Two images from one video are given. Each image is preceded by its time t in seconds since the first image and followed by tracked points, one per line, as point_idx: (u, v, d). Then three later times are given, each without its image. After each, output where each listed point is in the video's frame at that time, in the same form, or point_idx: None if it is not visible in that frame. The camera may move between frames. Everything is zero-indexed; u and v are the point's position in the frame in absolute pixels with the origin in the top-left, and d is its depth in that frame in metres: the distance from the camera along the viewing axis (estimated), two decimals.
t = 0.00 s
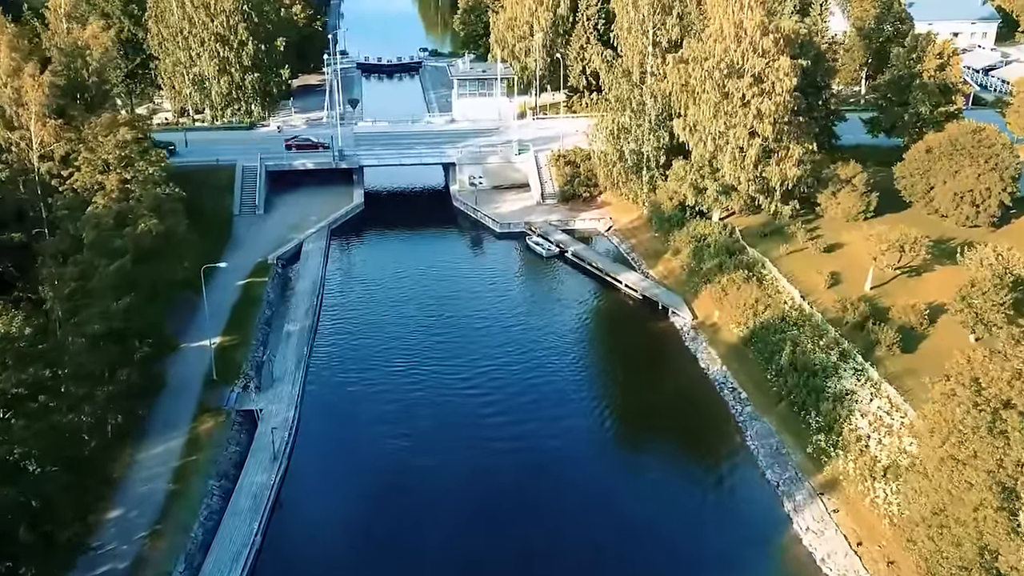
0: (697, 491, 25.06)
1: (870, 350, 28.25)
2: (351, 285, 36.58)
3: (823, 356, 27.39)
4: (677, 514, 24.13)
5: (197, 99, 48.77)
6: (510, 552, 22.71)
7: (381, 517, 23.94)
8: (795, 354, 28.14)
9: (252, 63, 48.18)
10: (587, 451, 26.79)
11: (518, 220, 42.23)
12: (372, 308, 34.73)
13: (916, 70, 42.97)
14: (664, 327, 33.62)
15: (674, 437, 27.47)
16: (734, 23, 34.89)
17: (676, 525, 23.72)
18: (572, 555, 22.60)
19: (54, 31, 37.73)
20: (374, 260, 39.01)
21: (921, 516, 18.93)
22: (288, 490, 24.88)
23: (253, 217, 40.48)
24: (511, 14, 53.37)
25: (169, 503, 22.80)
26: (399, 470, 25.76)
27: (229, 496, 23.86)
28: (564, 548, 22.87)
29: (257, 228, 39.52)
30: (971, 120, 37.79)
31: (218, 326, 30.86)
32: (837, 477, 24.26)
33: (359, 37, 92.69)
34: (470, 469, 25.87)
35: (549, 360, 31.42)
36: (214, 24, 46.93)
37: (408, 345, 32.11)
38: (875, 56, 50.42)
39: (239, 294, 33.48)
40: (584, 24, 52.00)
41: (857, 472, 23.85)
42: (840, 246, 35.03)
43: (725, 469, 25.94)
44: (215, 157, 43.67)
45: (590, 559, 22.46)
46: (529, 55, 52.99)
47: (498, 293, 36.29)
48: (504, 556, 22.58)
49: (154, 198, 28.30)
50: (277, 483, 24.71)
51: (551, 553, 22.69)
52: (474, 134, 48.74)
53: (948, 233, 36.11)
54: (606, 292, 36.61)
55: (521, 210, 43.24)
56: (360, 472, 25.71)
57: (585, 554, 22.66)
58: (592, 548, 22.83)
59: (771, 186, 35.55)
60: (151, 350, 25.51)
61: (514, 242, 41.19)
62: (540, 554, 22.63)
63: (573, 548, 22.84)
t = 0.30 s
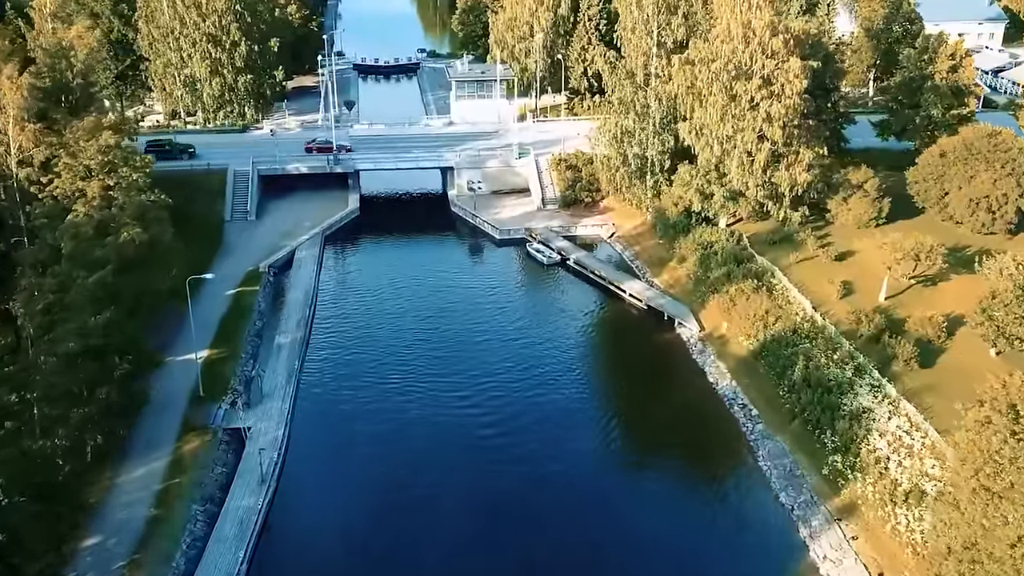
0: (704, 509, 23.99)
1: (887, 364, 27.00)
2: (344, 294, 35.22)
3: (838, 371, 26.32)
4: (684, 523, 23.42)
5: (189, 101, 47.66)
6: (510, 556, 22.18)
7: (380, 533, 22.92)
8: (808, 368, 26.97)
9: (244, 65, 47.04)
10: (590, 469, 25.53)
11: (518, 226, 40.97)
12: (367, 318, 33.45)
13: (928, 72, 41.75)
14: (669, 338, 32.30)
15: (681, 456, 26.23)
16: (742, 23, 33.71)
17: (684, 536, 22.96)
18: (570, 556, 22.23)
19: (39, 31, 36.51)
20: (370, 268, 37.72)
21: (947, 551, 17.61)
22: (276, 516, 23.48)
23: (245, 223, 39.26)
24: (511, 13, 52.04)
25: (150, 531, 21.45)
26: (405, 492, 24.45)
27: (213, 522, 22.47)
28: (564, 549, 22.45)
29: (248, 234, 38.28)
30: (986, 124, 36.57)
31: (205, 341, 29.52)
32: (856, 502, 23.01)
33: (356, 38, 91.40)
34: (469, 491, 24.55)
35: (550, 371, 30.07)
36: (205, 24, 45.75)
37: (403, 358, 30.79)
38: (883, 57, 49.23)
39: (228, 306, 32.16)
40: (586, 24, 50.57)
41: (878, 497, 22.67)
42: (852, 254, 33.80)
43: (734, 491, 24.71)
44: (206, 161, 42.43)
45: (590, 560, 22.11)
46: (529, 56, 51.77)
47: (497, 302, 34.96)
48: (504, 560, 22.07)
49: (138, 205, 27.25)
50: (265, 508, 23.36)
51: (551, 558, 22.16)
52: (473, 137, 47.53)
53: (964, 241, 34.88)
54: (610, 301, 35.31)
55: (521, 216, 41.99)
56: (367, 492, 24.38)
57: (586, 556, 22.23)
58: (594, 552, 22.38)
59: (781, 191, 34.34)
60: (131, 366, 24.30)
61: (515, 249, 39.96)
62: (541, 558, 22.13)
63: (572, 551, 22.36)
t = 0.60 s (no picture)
0: (712, 537, 22.76)
1: (905, 386, 25.77)
2: (338, 307, 33.94)
3: (854, 394, 25.12)
4: (689, 549, 22.29)
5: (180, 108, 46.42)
6: (505, 570, 21.44)
7: (369, 559, 21.76)
8: (823, 390, 25.72)
9: (237, 71, 45.85)
10: (593, 494, 24.25)
11: (518, 238, 39.74)
12: (361, 333, 32.19)
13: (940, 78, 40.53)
14: (675, 356, 31.00)
15: (689, 482, 24.94)
16: (751, 28, 32.48)
17: (687, 560, 21.95)
18: (564, 567, 21.56)
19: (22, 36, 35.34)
20: (365, 280, 36.49)
21: None
22: (262, 547, 22.17)
23: (236, 234, 38.08)
24: (511, 18, 50.75)
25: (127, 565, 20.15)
26: (398, 518, 23.21)
27: (197, 554, 21.16)
28: (558, 559, 21.82)
29: (239, 246, 37.08)
30: (1002, 132, 35.32)
31: (193, 361, 28.31)
32: (876, 533, 21.76)
33: (353, 44, 90.21)
34: (466, 518, 23.27)
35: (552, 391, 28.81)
36: (197, 29, 44.73)
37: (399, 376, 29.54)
38: (892, 63, 48.05)
39: (216, 322, 30.93)
40: (587, 29, 49.45)
41: (899, 529, 21.49)
42: (864, 267, 32.59)
43: (746, 520, 23.42)
44: (197, 169, 41.19)
45: (582, 570, 21.50)
46: (529, 62, 50.60)
47: (496, 316, 33.66)
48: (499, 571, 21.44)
49: (120, 220, 25.94)
50: (252, 538, 22.08)
51: (544, 570, 21.47)
52: (472, 145, 46.35)
53: (980, 254, 33.63)
54: (613, 316, 34.05)
55: (521, 227, 40.79)
56: (359, 519, 23.16)
57: (580, 567, 21.58)
58: (588, 562, 21.73)
59: (790, 202, 33.14)
60: (112, 390, 23.13)
61: (515, 261, 38.75)
62: (534, 570, 21.44)
63: (565, 561, 21.77)
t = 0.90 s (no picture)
0: (722, 567, 21.48)
1: (924, 410, 24.47)
2: (330, 324, 32.68)
3: (871, 418, 23.85)
4: None
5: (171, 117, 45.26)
6: None
7: None
8: (838, 414, 24.45)
9: (229, 79, 44.58)
10: (596, 520, 22.94)
11: (518, 251, 38.53)
12: (354, 349, 30.87)
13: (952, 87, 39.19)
14: (682, 376, 29.71)
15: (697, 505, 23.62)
16: (759, 35, 31.25)
17: None
18: None
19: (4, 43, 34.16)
20: (359, 295, 35.25)
21: None
22: None
23: (226, 248, 36.88)
24: (511, 25, 49.59)
25: None
26: (390, 548, 21.86)
27: None
28: None
29: (229, 260, 35.87)
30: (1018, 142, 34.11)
31: (177, 383, 27.07)
32: (899, 570, 20.56)
33: (350, 51, 89.13)
34: (462, 547, 21.91)
35: (553, 410, 27.51)
36: (188, 37, 43.59)
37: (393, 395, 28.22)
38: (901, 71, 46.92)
39: (204, 341, 29.66)
40: (587, 35, 48.41)
41: (924, 566, 20.23)
42: (877, 283, 31.35)
43: (756, 549, 22.14)
44: (187, 180, 39.99)
45: None
46: (528, 70, 49.46)
47: (495, 332, 32.36)
48: None
49: (100, 235, 24.73)
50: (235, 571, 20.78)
51: None
52: (470, 155, 45.20)
53: (997, 268, 32.39)
54: (616, 332, 32.76)
55: (521, 240, 39.54)
56: (349, 548, 21.78)
57: None
58: None
59: (800, 215, 31.94)
60: (87, 416, 21.88)
61: (514, 275, 37.52)
62: None
63: None
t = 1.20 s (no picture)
0: None
1: (946, 436, 23.19)
2: (323, 340, 31.38)
3: (890, 445, 22.62)
4: None
5: (161, 127, 44.04)
6: None
7: None
8: (855, 440, 23.21)
9: (221, 88, 43.45)
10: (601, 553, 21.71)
11: (518, 264, 37.33)
12: (348, 368, 29.60)
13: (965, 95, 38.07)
14: (690, 398, 28.36)
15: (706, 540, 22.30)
16: (769, 41, 30.07)
17: None
18: None
19: None
20: (353, 310, 33.97)
21: None
22: None
23: (216, 262, 35.63)
24: (510, 32, 48.48)
25: None
26: None
27: None
28: None
29: (218, 275, 34.60)
30: None
31: (160, 407, 25.79)
32: None
33: (347, 58, 88.05)
34: None
35: (554, 433, 26.21)
36: (178, 44, 42.43)
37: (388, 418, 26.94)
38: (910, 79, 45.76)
39: (189, 361, 28.39)
40: (589, 43, 47.39)
41: None
42: (891, 299, 30.10)
43: None
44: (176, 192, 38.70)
45: None
46: (528, 78, 48.31)
47: (495, 349, 31.11)
48: None
49: (78, 251, 23.48)
50: None
51: None
52: (469, 165, 43.99)
53: (1015, 283, 31.13)
54: (620, 350, 31.49)
55: (521, 253, 38.35)
56: None
57: None
58: None
59: (811, 228, 30.72)
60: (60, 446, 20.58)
61: (514, 290, 36.28)
62: None
63: None
